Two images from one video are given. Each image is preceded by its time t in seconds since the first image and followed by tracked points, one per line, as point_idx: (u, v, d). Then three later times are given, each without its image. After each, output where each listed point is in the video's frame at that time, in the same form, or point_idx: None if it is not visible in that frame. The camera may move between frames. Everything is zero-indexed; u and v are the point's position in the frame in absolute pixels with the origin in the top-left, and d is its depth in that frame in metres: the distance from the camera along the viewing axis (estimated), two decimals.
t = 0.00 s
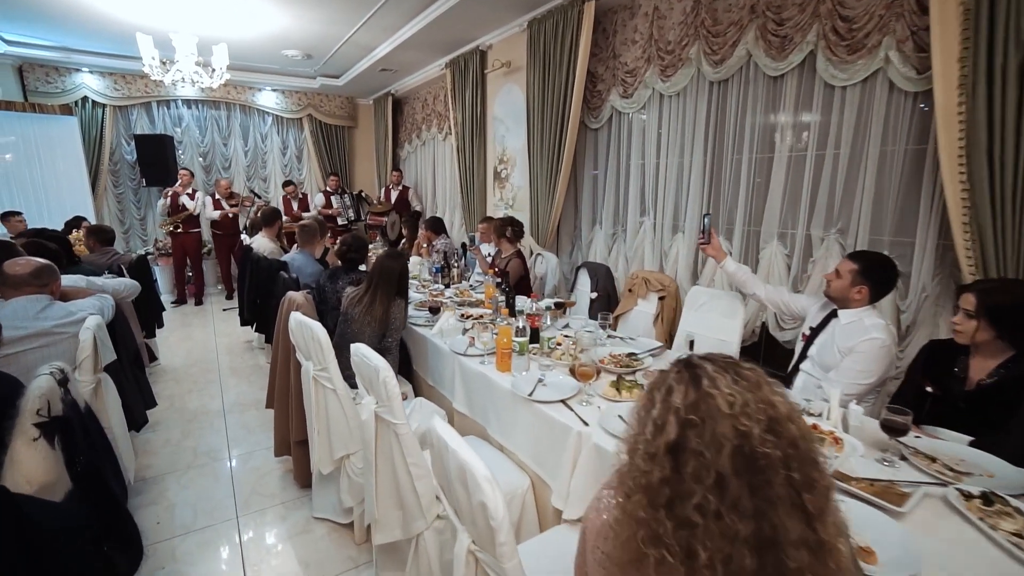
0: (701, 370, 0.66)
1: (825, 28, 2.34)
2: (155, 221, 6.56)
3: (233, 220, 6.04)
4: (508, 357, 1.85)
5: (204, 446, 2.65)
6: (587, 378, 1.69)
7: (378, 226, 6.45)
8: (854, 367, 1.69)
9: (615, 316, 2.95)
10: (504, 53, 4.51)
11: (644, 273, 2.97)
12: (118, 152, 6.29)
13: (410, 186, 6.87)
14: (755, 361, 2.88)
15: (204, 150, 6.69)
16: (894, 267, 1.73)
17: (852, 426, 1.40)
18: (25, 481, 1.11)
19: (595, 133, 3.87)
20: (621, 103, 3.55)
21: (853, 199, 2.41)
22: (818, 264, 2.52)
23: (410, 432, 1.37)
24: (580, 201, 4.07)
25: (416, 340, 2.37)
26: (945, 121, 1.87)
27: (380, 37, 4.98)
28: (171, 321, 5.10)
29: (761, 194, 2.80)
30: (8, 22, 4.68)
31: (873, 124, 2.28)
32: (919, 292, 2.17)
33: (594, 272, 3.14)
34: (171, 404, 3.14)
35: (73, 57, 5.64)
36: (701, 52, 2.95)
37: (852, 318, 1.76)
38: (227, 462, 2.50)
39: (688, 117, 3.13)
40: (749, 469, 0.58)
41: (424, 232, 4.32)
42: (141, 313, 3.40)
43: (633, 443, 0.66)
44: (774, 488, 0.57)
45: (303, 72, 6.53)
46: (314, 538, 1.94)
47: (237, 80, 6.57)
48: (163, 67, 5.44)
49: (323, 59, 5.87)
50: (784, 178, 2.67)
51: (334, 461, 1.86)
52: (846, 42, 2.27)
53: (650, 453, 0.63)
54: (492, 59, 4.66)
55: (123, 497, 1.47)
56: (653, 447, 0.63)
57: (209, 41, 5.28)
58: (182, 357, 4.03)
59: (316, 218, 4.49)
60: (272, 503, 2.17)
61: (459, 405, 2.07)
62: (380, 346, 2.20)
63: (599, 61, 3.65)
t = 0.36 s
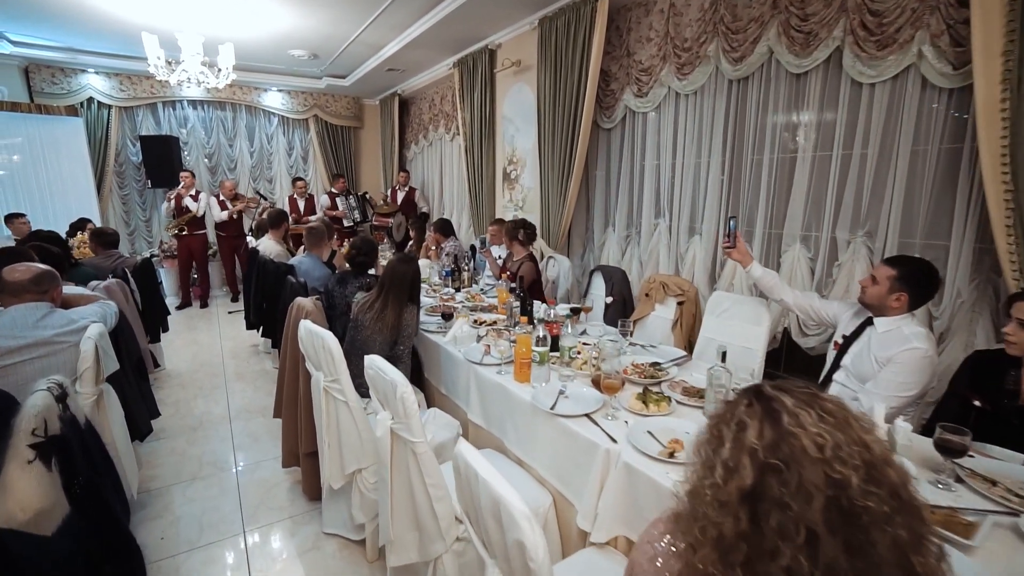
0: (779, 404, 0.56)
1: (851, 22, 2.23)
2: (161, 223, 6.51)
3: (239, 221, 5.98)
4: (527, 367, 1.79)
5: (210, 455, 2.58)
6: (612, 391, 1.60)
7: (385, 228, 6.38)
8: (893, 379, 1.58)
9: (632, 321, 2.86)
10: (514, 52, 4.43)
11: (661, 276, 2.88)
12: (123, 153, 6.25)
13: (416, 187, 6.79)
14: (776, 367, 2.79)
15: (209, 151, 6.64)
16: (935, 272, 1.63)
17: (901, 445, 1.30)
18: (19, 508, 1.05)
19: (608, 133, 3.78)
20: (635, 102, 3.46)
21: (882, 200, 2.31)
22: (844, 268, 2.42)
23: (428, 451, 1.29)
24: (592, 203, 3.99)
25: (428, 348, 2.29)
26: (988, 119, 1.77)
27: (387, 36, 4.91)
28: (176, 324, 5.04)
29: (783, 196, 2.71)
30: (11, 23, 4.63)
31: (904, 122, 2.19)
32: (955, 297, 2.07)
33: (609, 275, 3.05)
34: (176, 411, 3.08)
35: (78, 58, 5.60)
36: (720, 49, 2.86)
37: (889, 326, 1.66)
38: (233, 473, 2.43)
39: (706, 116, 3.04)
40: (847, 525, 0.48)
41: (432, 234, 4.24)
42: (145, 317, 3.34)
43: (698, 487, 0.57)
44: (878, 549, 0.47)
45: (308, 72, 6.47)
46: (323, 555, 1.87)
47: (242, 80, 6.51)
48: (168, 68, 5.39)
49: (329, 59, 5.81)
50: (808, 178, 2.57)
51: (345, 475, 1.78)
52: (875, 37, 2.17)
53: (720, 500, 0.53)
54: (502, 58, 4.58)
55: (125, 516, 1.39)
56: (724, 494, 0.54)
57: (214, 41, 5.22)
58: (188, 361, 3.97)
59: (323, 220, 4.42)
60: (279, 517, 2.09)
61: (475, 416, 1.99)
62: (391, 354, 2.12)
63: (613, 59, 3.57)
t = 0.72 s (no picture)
0: (902, 451, 0.46)
1: (883, 16, 2.14)
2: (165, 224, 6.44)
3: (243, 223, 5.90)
4: (548, 379, 1.68)
5: (213, 465, 2.48)
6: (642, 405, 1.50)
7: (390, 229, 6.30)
8: (942, 393, 1.46)
9: (649, 327, 2.76)
10: (524, 50, 4.34)
11: (681, 281, 2.78)
12: (127, 154, 6.18)
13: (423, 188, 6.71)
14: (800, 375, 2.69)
15: (214, 153, 6.57)
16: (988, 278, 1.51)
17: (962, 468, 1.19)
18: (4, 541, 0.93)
19: (622, 133, 3.69)
20: (650, 100, 3.37)
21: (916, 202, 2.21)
22: (874, 272, 2.31)
23: (449, 473, 1.19)
24: (605, 204, 3.89)
25: (441, 356, 2.20)
26: None
27: (395, 35, 4.83)
28: (179, 327, 4.96)
29: (808, 197, 2.61)
30: (14, 22, 4.56)
31: (941, 119, 2.08)
32: (997, 304, 1.96)
33: (625, 279, 2.95)
34: (178, 418, 2.99)
35: (81, 58, 5.53)
36: (742, 46, 2.77)
37: (936, 336, 1.56)
38: (236, 485, 2.33)
39: (726, 115, 2.95)
40: None
41: (440, 236, 4.15)
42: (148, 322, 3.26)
43: (800, 552, 0.46)
44: None
45: (314, 72, 6.40)
46: None
47: (247, 80, 6.44)
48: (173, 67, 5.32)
49: (335, 59, 5.73)
50: (834, 178, 2.47)
51: (356, 491, 1.69)
52: (910, 30, 2.06)
53: (834, 571, 0.43)
54: (511, 57, 4.49)
55: (120, 543, 1.29)
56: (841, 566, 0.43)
57: (219, 40, 5.15)
58: (191, 366, 3.88)
59: (329, 222, 4.33)
60: (286, 533, 2.00)
61: (490, 429, 1.89)
62: (403, 361, 2.02)
63: (627, 57, 3.47)
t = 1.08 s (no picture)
0: None
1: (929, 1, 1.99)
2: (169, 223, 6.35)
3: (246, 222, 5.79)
4: (572, 394, 1.56)
5: (214, 477, 2.37)
6: (679, 426, 1.36)
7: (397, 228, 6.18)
8: (1009, 414, 1.32)
9: (670, 333, 2.64)
10: (536, 44, 4.20)
11: (705, 284, 2.64)
12: (131, 152, 6.09)
13: (429, 186, 6.58)
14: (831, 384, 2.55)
15: (218, 150, 6.46)
16: None
17: None
18: None
19: (639, 129, 3.56)
20: (669, 95, 3.23)
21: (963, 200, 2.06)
22: (915, 276, 2.17)
23: (470, 506, 1.06)
24: (620, 203, 3.76)
25: (455, 364, 2.07)
26: None
27: (402, 30, 4.70)
28: (182, 328, 4.86)
29: (840, 196, 2.46)
30: (15, 18, 4.47)
31: (993, 112, 1.93)
32: None
33: (645, 282, 2.82)
34: (180, 425, 2.88)
35: (84, 54, 5.43)
36: (769, 35, 2.62)
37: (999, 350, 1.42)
38: (239, 499, 2.22)
39: (751, 110, 2.80)
40: None
41: (449, 236, 4.03)
42: (149, 325, 3.15)
43: None
44: None
45: (319, 68, 6.28)
46: None
47: (252, 77, 6.33)
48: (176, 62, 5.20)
49: (341, 54, 5.61)
50: (872, 176, 2.32)
51: (365, 514, 1.57)
52: (961, 15, 1.92)
53: None
54: (522, 51, 4.35)
55: None
56: None
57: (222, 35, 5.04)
58: (194, 369, 3.78)
59: (335, 221, 4.20)
60: (291, 554, 1.88)
61: (508, 445, 1.77)
62: (414, 371, 1.91)
63: (645, 49, 3.33)
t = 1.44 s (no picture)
0: None
1: None
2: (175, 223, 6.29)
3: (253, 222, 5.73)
4: (596, 408, 1.46)
5: (218, 487, 2.28)
6: (716, 444, 1.27)
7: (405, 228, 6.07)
8: None
9: (691, 339, 2.53)
10: (549, 40, 4.11)
11: (728, 288, 2.53)
12: (138, 151, 6.04)
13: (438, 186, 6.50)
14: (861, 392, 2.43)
15: (225, 150, 6.40)
16: None
17: None
18: None
19: (655, 127, 3.45)
20: (688, 91, 3.12)
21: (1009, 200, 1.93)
22: (954, 281, 2.05)
23: (495, 535, 0.97)
24: (635, 203, 3.65)
25: (469, 372, 1.98)
26: None
27: (412, 27, 4.62)
28: (188, 330, 4.80)
29: (872, 195, 2.35)
30: (23, 16, 4.43)
31: None
32: None
33: (664, 285, 2.71)
34: (184, 431, 2.80)
35: (92, 53, 5.39)
36: (796, 28, 2.50)
37: None
38: (244, 511, 2.13)
39: (776, 106, 2.69)
40: None
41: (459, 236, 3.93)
42: (153, 328, 3.08)
43: None
44: None
45: (327, 67, 6.21)
46: None
47: (260, 75, 6.27)
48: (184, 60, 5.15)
49: (349, 53, 5.54)
50: (907, 175, 2.20)
51: (376, 533, 1.47)
52: (1009, 3, 1.81)
53: None
54: (534, 48, 4.26)
55: None
56: None
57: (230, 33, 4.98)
58: (199, 372, 3.70)
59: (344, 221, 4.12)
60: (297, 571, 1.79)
61: (527, 459, 1.67)
62: (427, 378, 1.82)
63: (663, 45, 3.23)
